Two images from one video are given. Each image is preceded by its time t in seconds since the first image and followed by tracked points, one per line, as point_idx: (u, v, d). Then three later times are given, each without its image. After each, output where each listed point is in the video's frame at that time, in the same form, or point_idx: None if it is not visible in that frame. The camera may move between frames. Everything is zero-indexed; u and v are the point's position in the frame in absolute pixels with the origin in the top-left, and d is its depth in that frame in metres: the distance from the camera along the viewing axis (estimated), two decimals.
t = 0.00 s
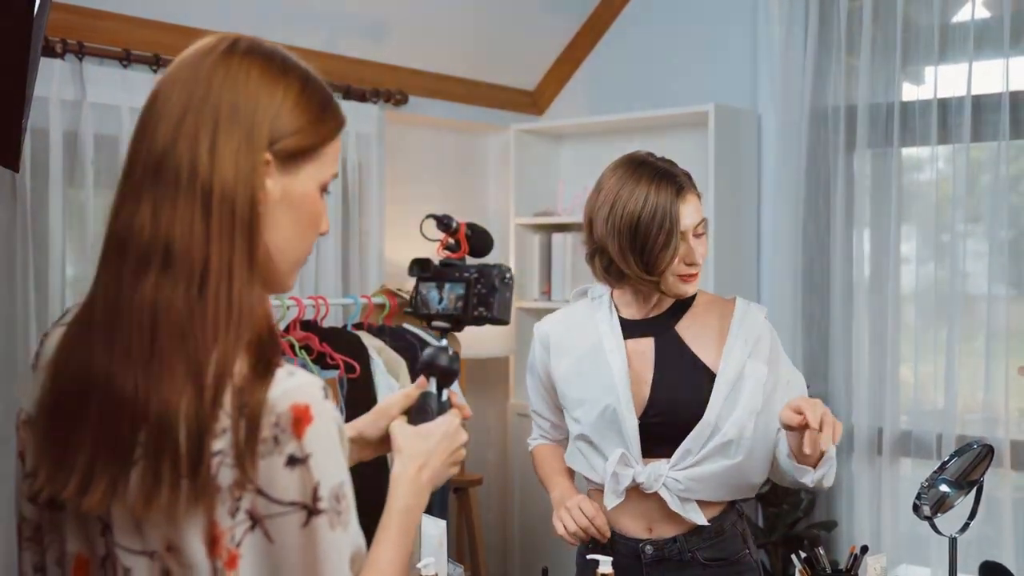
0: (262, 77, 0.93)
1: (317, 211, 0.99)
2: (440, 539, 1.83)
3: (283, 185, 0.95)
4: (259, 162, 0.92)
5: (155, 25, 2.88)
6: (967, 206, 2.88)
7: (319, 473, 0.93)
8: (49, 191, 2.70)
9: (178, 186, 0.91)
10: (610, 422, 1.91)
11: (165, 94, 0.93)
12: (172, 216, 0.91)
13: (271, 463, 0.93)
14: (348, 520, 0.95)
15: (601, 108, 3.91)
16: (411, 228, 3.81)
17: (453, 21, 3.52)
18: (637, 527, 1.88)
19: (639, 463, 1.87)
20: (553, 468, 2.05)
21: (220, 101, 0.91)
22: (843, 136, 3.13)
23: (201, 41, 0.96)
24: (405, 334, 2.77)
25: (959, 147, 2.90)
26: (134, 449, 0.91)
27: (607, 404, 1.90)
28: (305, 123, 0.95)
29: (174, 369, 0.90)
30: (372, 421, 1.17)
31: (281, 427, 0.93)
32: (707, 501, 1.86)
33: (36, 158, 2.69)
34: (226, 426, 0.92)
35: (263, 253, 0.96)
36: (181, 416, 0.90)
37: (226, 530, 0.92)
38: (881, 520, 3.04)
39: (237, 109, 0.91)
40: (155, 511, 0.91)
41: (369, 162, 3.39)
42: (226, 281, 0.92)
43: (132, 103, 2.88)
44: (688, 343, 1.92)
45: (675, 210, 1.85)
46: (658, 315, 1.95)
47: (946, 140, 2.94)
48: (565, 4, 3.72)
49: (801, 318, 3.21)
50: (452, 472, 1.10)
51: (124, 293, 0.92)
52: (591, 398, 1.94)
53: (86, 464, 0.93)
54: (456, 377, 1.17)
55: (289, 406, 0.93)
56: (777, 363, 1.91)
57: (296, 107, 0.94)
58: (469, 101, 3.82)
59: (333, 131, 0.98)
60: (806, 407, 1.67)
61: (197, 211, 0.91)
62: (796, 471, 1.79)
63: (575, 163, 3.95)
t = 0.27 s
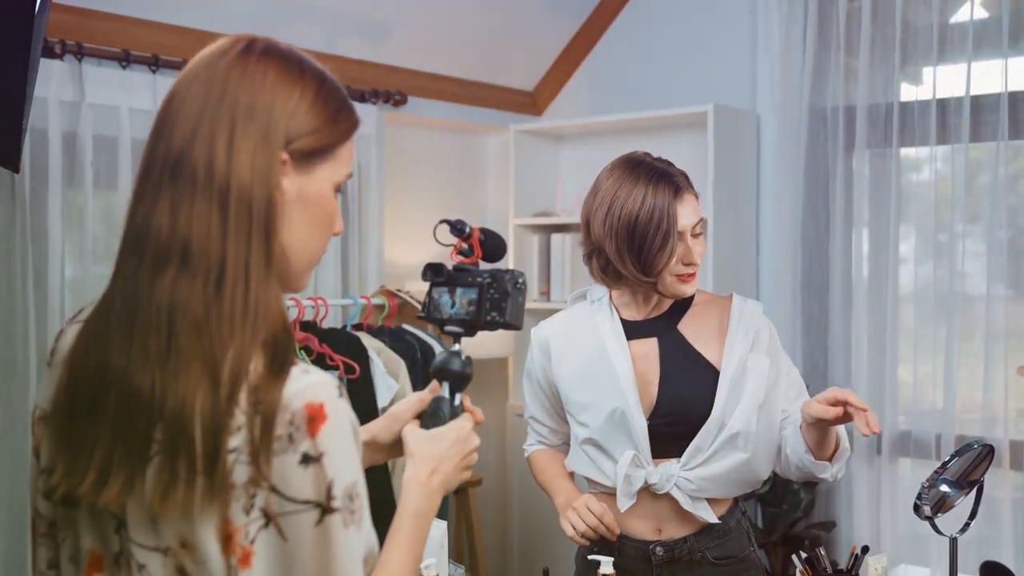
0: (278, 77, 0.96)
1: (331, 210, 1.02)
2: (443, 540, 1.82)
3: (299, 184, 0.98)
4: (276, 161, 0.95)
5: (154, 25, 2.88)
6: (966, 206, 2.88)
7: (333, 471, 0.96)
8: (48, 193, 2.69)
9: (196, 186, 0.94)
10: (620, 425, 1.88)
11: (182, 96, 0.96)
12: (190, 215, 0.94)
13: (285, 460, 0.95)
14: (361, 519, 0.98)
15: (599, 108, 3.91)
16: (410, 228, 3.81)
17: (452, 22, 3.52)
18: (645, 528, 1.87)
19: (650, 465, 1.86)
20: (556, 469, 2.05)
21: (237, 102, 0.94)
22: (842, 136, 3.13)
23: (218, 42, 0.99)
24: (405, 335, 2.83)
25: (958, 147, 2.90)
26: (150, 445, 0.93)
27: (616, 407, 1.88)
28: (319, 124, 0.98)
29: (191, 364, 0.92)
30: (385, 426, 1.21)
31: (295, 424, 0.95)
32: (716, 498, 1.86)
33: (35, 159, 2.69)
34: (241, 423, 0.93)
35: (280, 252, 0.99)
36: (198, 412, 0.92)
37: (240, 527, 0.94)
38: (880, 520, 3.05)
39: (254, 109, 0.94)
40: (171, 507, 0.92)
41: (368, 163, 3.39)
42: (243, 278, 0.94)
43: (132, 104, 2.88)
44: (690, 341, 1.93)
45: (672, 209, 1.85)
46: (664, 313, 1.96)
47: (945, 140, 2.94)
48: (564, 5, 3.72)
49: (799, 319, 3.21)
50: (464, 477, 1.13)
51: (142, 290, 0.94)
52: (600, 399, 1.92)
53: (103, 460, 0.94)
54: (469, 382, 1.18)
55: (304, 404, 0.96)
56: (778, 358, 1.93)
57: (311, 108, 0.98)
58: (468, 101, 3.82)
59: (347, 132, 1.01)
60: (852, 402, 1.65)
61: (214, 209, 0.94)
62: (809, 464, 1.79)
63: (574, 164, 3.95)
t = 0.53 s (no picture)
0: (293, 76, 0.94)
1: (344, 211, 0.99)
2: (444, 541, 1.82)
3: (313, 184, 0.96)
4: (291, 161, 0.92)
5: (151, 26, 2.88)
6: (963, 207, 2.88)
7: (344, 470, 0.94)
8: (45, 194, 2.69)
9: (211, 183, 0.92)
10: (624, 427, 1.88)
11: (197, 94, 0.93)
12: (205, 213, 0.91)
13: (295, 458, 0.93)
14: (372, 518, 0.96)
15: (596, 109, 3.91)
16: (408, 230, 3.81)
17: (449, 23, 3.52)
18: (649, 530, 1.87)
19: (655, 466, 1.86)
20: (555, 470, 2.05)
21: (253, 101, 0.92)
22: (839, 137, 3.13)
23: (233, 41, 0.97)
24: (402, 337, 2.83)
25: (954, 149, 2.91)
26: (161, 443, 0.90)
27: (620, 409, 1.88)
28: (334, 124, 0.96)
29: (204, 363, 0.90)
30: (393, 431, 1.18)
31: (306, 423, 0.93)
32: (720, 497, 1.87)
33: (31, 160, 2.68)
34: (253, 421, 0.92)
35: (294, 253, 0.96)
36: (210, 410, 0.89)
37: (250, 525, 0.92)
38: (877, 521, 3.04)
39: (270, 108, 0.92)
40: (182, 503, 0.90)
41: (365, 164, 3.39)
42: (257, 279, 0.92)
43: (129, 105, 2.88)
44: (690, 341, 1.94)
45: (668, 210, 1.86)
46: (663, 314, 1.97)
47: (941, 141, 2.95)
48: (561, 6, 3.72)
49: (796, 319, 3.21)
50: (472, 482, 1.10)
51: (156, 287, 0.92)
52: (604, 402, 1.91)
53: (114, 459, 0.91)
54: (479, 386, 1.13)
55: (315, 403, 0.93)
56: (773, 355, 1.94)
57: (326, 107, 0.95)
58: (465, 102, 3.82)
59: (361, 132, 0.99)
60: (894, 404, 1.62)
61: (229, 209, 0.91)
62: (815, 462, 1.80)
63: (571, 164, 3.95)
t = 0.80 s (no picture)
0: (305, 77, 0.94)
1: (355, 212, 0.99)
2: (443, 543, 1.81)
3: (325, 184, 0.96)
4: (303, 160, 0.93)
5: (147, 27, 2.88)
6: (959, 208, 2.89)
7: (354, 470, 0.94)
8: (41, 196, 2.69)
9: (223, 183, 0.92)
10: (625, 429, 1.87)
11: (210, 94, 0.93)
12: (218, 212, 0.92)
13: (305, 458, 0.92)
14: (382, 518, 0.96)
15: (593, 110, 3.91)
16: (404, 231, 3.81)
17: (446, 24, 3.52)
18: (651, 532, 1.87)
19: (656, 468, 1.85)
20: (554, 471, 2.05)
21: (265, 101, 0.92)
22: (835, 139, 3.13)
23: (245, 43, 0.97)
24: (399, 337, 2.83)
25: (950, 150, 2.91)
26: (172, 441, 0.90)
27: (621, 411, 1.87)
28: (345, 124, 0.96)
29: (216, 360, 0.89)
30: (403, 437, 1.17)
31: (316, 423, 0.93)
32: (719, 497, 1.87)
33: (28, 161, 2.68)
34: (263, 420, 0.91)
35: (306, 253, 0.95)
36: (222, 408, 0.89)
37: (260, 524, 0.92)
38: (874, 522, 3.05)
39: (282, 108, 0.92)
40: (193, 501, 0.90)
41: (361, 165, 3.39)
42: (269, 277, 0.91)
43: (126, 106, 2.88)
44: (686, 342, 1.94)
45: (664, 210, 1.86)
46: (660, 315, 1.97)
47: (937, 143, 2.95)
48: (557, 7, 3.72)
49: (793, 321, 3.21)
50: (482, 488, 1.10)
51: (169, 286, 0.92)
52: (603, 404, 1.91)
53: (126, 455, 0.91)
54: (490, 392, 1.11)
55: (325, 403, 0.93)
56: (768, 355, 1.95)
57: (338, 108, 0.95)
58: (462, 103, 3.82)
59: (372, 133, 0.98)
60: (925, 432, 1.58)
61: (241, 208, 0.91)
62: (814, 465, 1.80)
63: (568, 166, 3.95)
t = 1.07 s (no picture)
0: (316, 79, 0.93)
1: (364, 213, 0.98)
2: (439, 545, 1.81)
3: (334, 185, 0.95)
4: (314, 161, 0.92)
5: (143, 28, 2.87)
6: (954, 210, 2.90)
7: (362, 470, 0.93)
8: (35, 197, 2.68)
9: (234, 184, 0.90)
10: (621, 432, 1.88)
11: (221, 95, 0.92)
12: (229, 213, 0.90)
13: (314, 459, 0.92)
14: (391, 518, 0.94)
15: (588, 111, 3.91)
16: (400, 233, 3.81)
17: (442, 26, 3.51)
18: (649, 534, 1.86)
19: (652, 470, 1.85)
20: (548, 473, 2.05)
21: (276, 102, 0.91)
22: (830, 140, 3.14)
23: (254, 46, 0.96)
24: (395, 339, 2.83)
25: (944, 152, 2.92)
26: (183, 440, 0.90)
27: (617, 413, 1.87)
28: (355, 124, 0.95)
29: (226, 359, 0.89)
30: (414, 444, 1.17)
31: (325, 423, 0.92)
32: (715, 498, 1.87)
33: (23, 162, 2.68)
34: (273, 420, 0.90)
35: (314, 254, 0.95)
36: (231, 407, 0.89)
37: (270, 523, 0.91)
38: (869, 523, 3.05)
39: (292, 110, 0.91)
40: (202, 500, 0.89)
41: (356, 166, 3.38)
42: (279, 277, 0.91)
43: (121, 107, 2.88)
44: (680, 343, 1.94)
45: (660, 210, 1.86)
46: (655, 317, 1.96)
47: (932, 144, 2.96)
48: (553, 9, 3.72)
49: (788, 322, 3.22)
50: (490, 494, 1.10)
51: (178, 286, 0.91)
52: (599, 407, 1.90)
53: (135, 453, 0.90)
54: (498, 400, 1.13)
55: (334, 402, 0.92)
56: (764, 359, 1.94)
57: (348, 109, 0.94)
58: (457, 104, 3.82)
59: (381, 135, 0.98)
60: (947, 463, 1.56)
61: (252, 208, 0.90)
62: (813, 473, 1.80)
63: (563, 167, 3.95)
